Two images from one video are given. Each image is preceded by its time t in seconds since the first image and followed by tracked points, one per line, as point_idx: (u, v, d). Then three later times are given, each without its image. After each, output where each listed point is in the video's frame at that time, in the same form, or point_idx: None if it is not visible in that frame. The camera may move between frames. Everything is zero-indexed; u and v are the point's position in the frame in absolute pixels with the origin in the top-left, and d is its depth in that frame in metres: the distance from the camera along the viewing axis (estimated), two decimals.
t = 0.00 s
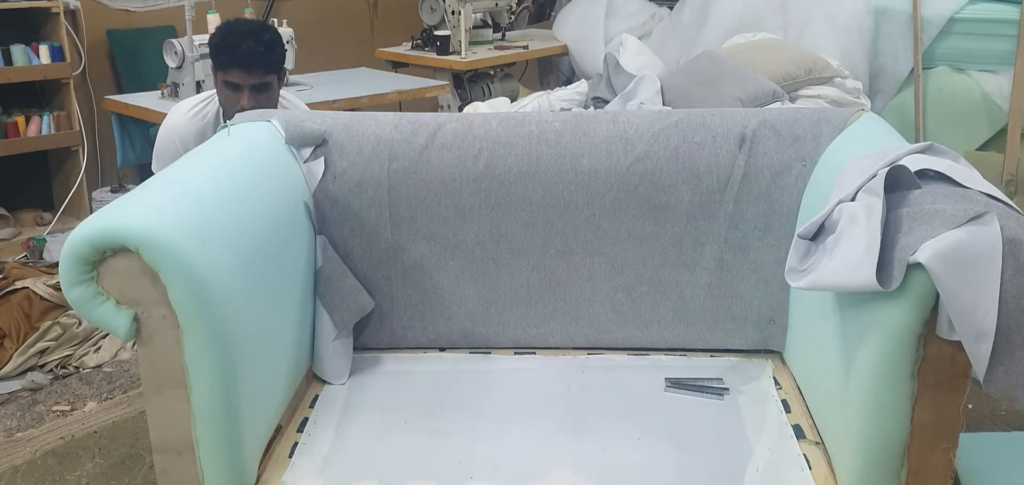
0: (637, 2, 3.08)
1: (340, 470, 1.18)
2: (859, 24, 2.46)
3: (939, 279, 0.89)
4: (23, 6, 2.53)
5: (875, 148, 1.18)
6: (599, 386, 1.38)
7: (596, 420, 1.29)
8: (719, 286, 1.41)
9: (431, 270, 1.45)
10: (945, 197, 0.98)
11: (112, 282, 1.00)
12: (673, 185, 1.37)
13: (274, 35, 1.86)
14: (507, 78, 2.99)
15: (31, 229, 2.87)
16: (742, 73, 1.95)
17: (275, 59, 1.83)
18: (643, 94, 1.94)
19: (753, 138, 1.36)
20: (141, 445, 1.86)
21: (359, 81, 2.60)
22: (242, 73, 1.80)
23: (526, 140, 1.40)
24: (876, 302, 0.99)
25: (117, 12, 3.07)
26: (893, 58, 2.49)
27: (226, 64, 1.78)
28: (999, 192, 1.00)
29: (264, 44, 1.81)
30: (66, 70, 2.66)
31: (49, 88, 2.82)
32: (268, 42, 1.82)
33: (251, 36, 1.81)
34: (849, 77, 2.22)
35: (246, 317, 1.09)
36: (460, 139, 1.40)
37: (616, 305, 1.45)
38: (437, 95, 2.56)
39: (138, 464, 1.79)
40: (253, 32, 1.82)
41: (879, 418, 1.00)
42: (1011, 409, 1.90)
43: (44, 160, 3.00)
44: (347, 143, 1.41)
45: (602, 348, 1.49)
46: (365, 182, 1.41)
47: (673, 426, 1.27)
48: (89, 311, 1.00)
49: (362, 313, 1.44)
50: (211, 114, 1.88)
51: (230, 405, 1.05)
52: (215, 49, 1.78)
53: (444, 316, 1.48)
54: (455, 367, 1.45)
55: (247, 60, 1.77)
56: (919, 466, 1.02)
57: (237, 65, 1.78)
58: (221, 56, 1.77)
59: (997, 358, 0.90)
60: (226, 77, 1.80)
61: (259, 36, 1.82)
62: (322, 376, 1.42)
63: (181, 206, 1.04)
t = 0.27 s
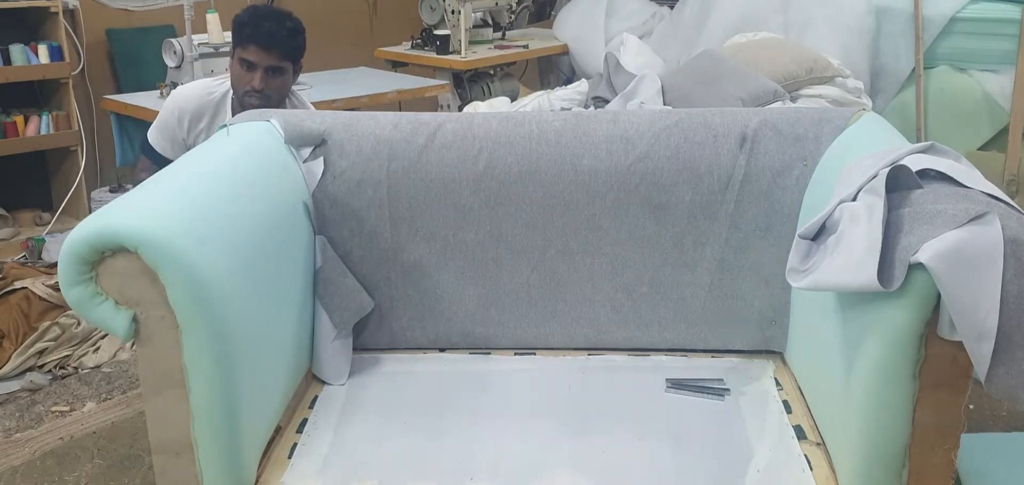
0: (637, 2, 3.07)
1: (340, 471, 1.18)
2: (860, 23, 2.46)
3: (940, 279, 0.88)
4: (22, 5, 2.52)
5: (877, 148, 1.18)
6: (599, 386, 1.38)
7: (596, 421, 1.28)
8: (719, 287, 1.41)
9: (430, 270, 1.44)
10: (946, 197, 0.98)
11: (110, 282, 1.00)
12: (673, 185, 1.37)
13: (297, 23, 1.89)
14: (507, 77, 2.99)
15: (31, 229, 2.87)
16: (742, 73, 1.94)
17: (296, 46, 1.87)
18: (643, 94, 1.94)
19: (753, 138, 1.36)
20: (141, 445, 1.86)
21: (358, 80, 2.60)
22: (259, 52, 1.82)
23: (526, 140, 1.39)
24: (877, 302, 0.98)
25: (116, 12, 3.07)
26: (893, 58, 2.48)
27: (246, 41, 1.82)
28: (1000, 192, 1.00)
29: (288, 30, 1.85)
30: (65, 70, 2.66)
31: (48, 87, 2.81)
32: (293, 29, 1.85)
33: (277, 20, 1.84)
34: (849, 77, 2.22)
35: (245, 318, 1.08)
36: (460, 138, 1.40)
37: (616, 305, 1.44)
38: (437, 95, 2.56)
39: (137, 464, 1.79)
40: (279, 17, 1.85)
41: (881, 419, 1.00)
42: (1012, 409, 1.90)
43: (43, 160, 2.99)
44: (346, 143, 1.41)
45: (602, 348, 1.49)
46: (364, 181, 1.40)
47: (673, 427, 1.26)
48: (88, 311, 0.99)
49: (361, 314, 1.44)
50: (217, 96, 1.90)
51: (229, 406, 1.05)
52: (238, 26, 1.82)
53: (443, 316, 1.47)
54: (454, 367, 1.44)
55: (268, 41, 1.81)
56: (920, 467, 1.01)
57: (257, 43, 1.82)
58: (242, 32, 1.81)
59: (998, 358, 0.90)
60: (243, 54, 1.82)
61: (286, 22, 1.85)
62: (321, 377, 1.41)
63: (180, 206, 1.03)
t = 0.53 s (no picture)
0: (637, 2, 3.08)
1: (340, 470, 1.19)
2: (859, 24, 2.46)
3: (939, 279, 0.89)
4: (23, 6, 2.53)
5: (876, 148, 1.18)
6: (599, 386, 1.38)
7: (596, 421, 1.29)
8: (719, 286, 1.41)
9: (431, 270, 1.45)
10: (944, 198, 0.98)
11: (112, 282, 1.00)
12: (673, 186, 1.37)
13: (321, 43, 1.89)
14: (508, 78, 3.00)
15: (31, 229, 2.87)
16: (742, 73, 1.95)
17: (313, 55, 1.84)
18: (643, 94, 1.94)
19: (753, 138, 1.36)
20: (141, 445, 1.86)
21: (359, 81, 2.61)
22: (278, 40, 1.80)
23: (526, 140, 1.40)
24: (876, 301, 0.99)
25: (117, 12, 3.07)
26: (893, 58, 2.49)
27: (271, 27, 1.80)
28: (999, 192, 1.00)
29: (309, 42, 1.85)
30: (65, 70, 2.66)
31: (49, 88, 2.82)
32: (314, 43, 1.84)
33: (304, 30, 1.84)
34: (849, 77, 2.22)
35: (246, 318, 1.09)
36: (460, 139, 1.40)
37: (616, 305, 1.45)
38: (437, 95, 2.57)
39: (138, 464, 1.79)
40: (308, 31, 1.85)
41: (880, 418, 1.00)
42: (1011, 409, 1.90)
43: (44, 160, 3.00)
44: (347, 143, 1.41)
45: (602, 348, 1.49)
46: (365, 182, 1.41)
47: (672, 427, 1.27)
48: (89, 311, 1.00)
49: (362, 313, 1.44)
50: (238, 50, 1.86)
51: (230, 405, 1.05)
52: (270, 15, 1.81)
53: (443, 316, 1.48)
54: (455, 367, 1.45)
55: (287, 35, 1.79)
56: (918, 466, 1.02)
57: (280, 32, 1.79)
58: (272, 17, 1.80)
59: (996, 358, 0.90)
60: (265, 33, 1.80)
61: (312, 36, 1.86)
62: (322, 376, 1.42)
63: (181, 207, 1.04)
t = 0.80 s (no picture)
0: (637, 2, 3.08)
1: (340, 470, 1.18)
2: (859, 24, 2.46)
3: (938, 279, 0.89)
4: (23, 6, 2.53)
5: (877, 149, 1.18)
6: (599, 386, 1.38)
7: (596, 421, 1.29)
8: (719, 286, 1.41)
9: (431, 270, 1.45)
10: (944, 197, 0.98)
11: (112, 283, 1.00)
12: (673, 186, 1.37)
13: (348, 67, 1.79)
14: (508, 78, 3.00)
15: (31, 229, 2.87)
16: (742, 73, 1.95)
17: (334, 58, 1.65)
18: (643, 94, 1.94)
19: (752, 138, 1.36)
20: (142, 445, 1.86)
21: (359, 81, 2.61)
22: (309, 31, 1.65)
23: (526, 140, 1.40)
24: (876, 302, 0.99)
25: (117, 12, 3.07)
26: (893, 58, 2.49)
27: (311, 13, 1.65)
28: (999, 192, 1.00)
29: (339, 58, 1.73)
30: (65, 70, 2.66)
31: (49, 88, 2.82)
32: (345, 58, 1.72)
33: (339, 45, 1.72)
34: (849, 77, 2.22)
35: (246, 318, 1.09)
36: (461, 139, 1.40)
37: (616, 305, 1.45)
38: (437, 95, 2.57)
39: (138, 464, 1.79)
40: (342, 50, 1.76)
41: (880, 418, 1.00)
42: (1011, 409, 1.90)
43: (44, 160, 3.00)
44: (347, 143, 1.41)
45: (602, 348, 1.49)
46: (365, 182, 1.41)
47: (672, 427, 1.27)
48: (89, 311, 1.00)
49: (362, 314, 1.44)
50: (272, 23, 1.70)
51: (230, 405, 1.05)
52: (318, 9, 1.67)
53: (443, 316, 1.48)
54: (454, 367, 1.45)
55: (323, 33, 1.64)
56: (918, 466, 1.02)
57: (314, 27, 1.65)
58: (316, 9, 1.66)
59: (996, 358, 0.90)
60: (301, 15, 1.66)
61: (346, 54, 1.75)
62: (322, 376, 1.42)
63: (181, 207, 1.04)
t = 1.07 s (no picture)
0: (637, 2, 3.08)
1: (340, 470, 1.18)
2: (859, 24, 2.46)
3: (939, 279, 0.89)
4: (23, 6, 2.53)
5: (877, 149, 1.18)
6: (599, 386, 1.38)
7: (596, 421, 1.29)
8: (719, 286, 1.41)
9: (431, 270, 1.45)
10: (944, 197, 0.98)
11: (111, 282, 1.00)
12: (673, 186, 1.37)
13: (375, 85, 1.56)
14: (507, 78, 3.00)
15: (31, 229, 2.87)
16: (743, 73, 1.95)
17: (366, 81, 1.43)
18: (643, 94, 1.94)
19: (753, 138, 1.36)
20: (142, 445, 1.86)
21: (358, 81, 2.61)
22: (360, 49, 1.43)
23: (526, 140, 1.40)
24: (876, 301, 0.99)
25: (117, 12, 3.08)
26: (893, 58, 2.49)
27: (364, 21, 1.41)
28: (999, 192, 1.00)
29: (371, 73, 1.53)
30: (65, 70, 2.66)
31: (49, 88, 2.82)
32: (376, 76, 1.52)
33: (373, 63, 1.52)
34: (849, 77, 2.22)
35: (246, 318, 1.09)
36: (461, 139, 1.40)
37: (616, 305, 1.45)
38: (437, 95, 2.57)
39: (138, 464, 1.79)
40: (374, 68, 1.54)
41: (880, 418, 1.00)
42: (1010, 408, 1.90)
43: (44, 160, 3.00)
44: (347, 143, 1.41)
45: (602, 348, 1.49)
46: (365, 182, 1.41)
47: (672, 427, 1.27)
48: (89, 311, 1.00)
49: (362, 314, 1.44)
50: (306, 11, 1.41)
51: (230, 405, 1.05)
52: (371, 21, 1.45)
53: (443, 316, 1.48)
54: (455, 367, 1.45)
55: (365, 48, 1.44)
56: (918, 466, 1.02)
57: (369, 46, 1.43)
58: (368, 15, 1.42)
59: (996, 358, 0.90)
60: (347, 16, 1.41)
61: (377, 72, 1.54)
62: (322, 376, 1.42)
63: (181, 207, 1.04)
